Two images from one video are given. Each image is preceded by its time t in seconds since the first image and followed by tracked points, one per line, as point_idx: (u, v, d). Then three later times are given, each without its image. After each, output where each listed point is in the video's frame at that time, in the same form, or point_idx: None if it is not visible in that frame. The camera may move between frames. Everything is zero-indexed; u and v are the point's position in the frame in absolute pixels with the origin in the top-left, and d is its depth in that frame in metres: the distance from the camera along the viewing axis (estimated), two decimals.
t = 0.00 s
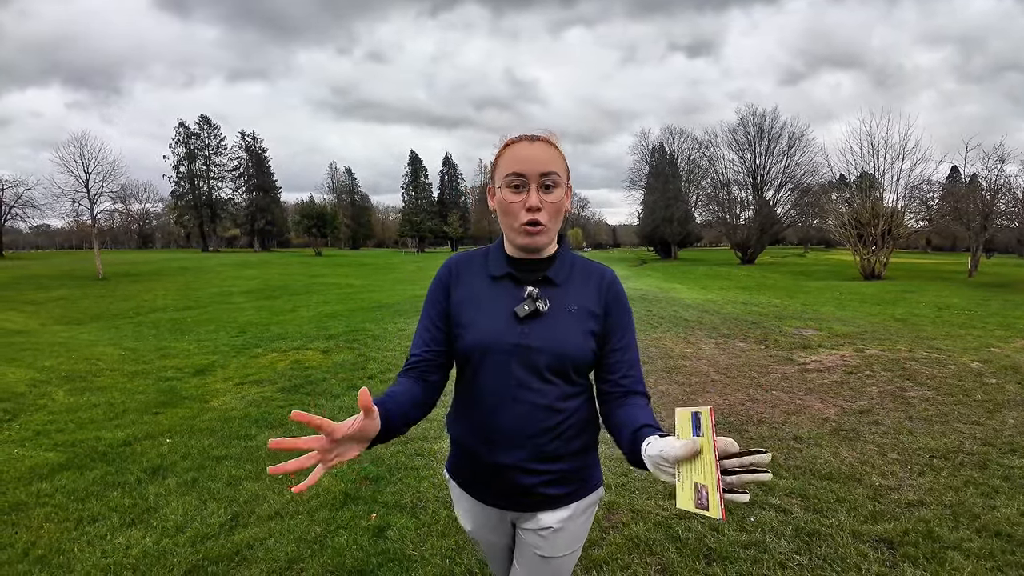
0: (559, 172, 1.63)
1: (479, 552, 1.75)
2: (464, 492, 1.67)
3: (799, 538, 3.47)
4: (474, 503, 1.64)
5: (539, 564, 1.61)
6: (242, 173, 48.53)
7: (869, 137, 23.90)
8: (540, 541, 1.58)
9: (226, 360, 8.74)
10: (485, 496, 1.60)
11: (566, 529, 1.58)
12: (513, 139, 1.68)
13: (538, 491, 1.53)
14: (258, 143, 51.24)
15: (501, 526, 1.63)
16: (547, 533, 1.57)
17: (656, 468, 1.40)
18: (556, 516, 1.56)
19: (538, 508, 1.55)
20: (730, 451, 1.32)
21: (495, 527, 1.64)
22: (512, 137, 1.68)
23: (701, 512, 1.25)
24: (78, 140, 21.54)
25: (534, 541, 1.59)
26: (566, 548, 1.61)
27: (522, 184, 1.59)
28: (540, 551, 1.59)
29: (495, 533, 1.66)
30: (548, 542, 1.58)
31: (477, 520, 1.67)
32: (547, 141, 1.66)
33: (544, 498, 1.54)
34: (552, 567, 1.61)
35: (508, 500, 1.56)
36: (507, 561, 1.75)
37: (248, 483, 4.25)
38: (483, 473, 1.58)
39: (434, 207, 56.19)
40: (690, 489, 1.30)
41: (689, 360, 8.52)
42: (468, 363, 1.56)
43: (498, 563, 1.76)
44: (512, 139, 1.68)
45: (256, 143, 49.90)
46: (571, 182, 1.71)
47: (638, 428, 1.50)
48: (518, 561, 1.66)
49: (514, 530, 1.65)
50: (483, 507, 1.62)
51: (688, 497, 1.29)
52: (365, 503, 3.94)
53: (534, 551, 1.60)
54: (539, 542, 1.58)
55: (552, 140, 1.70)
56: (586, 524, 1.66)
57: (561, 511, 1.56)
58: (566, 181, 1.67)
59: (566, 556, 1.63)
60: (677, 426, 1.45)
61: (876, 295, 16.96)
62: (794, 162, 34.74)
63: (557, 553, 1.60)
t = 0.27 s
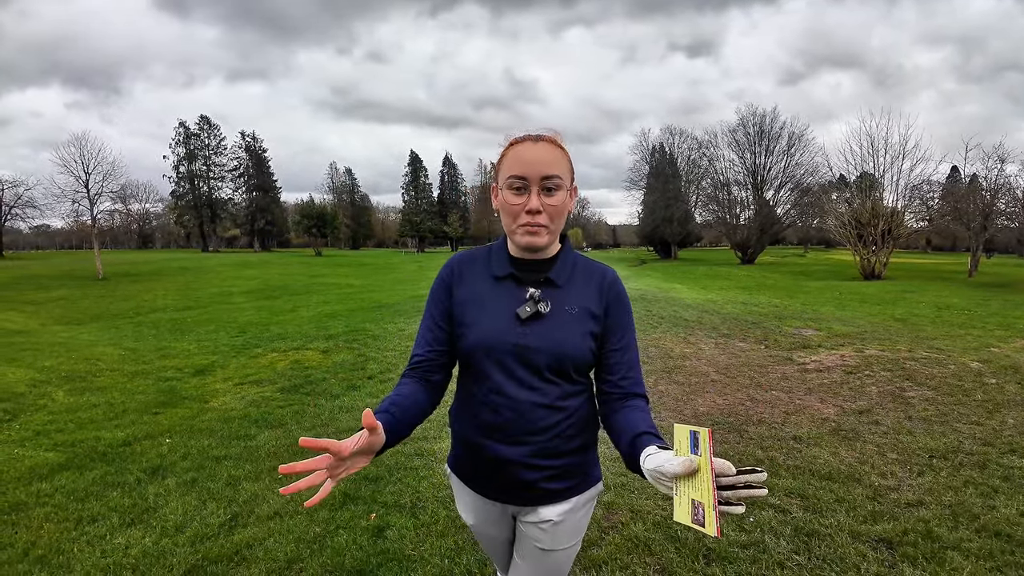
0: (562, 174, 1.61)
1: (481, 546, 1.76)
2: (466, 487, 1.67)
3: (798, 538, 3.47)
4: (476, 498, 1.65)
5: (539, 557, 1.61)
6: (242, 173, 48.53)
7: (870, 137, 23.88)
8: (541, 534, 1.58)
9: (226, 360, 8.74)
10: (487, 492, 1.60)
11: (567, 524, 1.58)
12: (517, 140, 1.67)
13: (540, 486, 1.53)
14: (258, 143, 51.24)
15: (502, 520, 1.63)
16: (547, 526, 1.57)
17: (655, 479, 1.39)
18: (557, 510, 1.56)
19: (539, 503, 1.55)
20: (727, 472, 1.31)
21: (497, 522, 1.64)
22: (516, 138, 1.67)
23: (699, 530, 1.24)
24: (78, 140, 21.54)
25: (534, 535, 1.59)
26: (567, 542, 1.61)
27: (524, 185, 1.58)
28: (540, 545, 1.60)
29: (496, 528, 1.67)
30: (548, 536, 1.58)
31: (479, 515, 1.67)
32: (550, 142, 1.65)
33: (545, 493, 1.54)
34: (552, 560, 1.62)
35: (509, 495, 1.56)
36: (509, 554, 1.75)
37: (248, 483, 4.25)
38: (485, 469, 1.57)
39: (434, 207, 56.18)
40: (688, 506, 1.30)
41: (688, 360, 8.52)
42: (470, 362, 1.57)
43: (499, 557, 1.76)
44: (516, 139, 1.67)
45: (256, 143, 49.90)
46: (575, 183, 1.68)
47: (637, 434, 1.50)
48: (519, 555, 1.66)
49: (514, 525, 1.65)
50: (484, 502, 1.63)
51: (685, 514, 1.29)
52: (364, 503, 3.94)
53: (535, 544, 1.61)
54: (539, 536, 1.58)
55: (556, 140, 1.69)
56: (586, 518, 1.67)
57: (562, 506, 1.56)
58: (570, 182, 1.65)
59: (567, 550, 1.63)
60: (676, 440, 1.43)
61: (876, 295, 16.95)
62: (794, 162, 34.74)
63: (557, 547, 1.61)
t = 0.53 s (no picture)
0: (566, 174, 1.60)
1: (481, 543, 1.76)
2: (467, 483, 1.67)
3: (799, 538, 3.47)
4: (476, 495, 1.65)
5: (538, 555, 1.61)
6: (242, 173, 48.55)
7: (870, 137, 23.87)
8: (540, 532, 1.58)
9: (226, 360, 8.75)
10: (487, 489, 1.60)
11: (565, 521, 1.58)
12: (523, 140, 1.67)
13: (539, 484, 1.53)
14: (258, 143, 51.26)
15: (501, 517, 1.63)
16: (546, 524, 1.57)
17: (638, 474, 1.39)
18: (555, 508, 1.56)
19: (538, 501, 1.55)
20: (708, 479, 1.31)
21: (497, 519, 1.64)
22: (522, 138, 1.67)
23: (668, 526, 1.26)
24: (78, 140, 21.55)
25: (533, 532, 1.59)
26: (565, 540, 1.61)
27: (528, 185, 1.57)
28: (539, 543, 1.59)
29: (496, 525, 1.67)
30: (547, 534, 1.58)
31: (479, 512, 1.67)
32: (556, 142, 1.65)
33: (545, 491, 1.54)
34: (551, 558, 1.61)
35: (509, 493, 1.56)
36: (509, 553, 1.74)
37: (248, 483, 4.25)
38: (486, 466, 1.57)
39: (434, 207, 56.18)
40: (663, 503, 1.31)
41: (689, 360, 8.52)
42: (473, 360, 1.57)
43: (499, 556, 1.76)
44: (522, 140, 1.67)
45: (256, 143, 49.92)
46: (579, 182, 1.68)
47: (630, 435, 1.47)
48: (518, 553, 1.66)
49: (514, 522, 1.65)
50: (484, 499, 1.63)
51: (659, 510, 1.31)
52: (365, 503, 3.94)
53: (534, 542, 1.60)
54: (538, 533, 1.58)
55: (561, 140, 1.69)
56: (584, 518, 1.66)
57: (561, 504, 1.56)
58: (574, 182, 1.64)
59: (565, 549, 1.63)
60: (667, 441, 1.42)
61: (876, 295, 16.94)
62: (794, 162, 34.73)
63: (555, 545, 1.60)
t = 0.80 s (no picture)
0: (565, 171, 1.61)
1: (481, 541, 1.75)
2: (467, 482, 1.66)
3: (799, 538, 3.47)
4: (477, 494, 1.64)
5: (538, 553, 1.61)
6: (242, 173, 48.53)
7: (870, 137, 23.86)
8: (540, 530, 1.58)
9: (226, 360, 8.75)
10: (488, 488, 1.59)
11: (566, 518, 1.59)
12: (524, 138, 1.68)
13: (541, 484, 1.53)
14: (258, 143, 51.26)
15: (502, 516, 1.63)
16: (546, 522, 1.57)
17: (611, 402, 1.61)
18: (556, 506, 1.56)
19: (540, 500, 1.55)
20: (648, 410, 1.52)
21: (497, 518, 1.64)
22: (523, 136, 1.68)
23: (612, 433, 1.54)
24: (78, 140, 21.54)
25: (534, 531, 1.59)
26: (566, 538, 1.62)
27: (528, 176, 1.57)
28: (539, 541, 1.59)
29: (497, 524, 1.66)
30: (548, 532, 1.58)
31: (479, 509, 1.66)
32: (557, 141, 1.67)
33: (546, 490, 1.54)
34: (551, 558, 1.61)
35: (510, 493, 1.56)
36: (509, 552, 1.74)
37: (249, 483, 4.25)
38: (486, 466, 1.57)
39: (434, 207, 56.19)
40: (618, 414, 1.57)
41: (689, 360, 8.52)
42: (473, 360, 1.54)
43: (500, 555, 1.76)
44: (523, 137, 1.68)
45: (256, 144, 49.89)
46: (578, 181, 1.69)
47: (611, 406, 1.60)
48: (519, 551, 1.66)
49: (515, 520, 1.65)
50: (485, 498, 1.62)
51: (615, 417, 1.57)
52: (365, 503, 3.94)
53: (534, 540, 1.60)
54: (539, 532, 1.59)
55: (562, 140, 1.70)
56: (584, 516, 1.67)
57: (561, 502, 1.57)
58: (573, 180, 1.65)
59: (566, 547, 1.63)
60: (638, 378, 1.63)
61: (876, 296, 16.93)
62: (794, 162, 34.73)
63: (555, 544, 1.61)
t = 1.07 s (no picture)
0: (560, 174, 1.60)
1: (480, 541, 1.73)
2: (469, 486, 1.62)
3: (800, 538, 3.47)
4: (479, 499, 1.61)
5: (541, 550, 1.62)
6: (242, 173, 48.52)
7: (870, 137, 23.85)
8: (545, 527, 1.59)
9: (226, 361, 8.75)
10: (491, 491, 1.57)
11: (568, 514, 1.61)
12: (517, 141, 1.66)
13: (547, 484, 1.54)
14: (259, 144, 51.26)
15: (505, 517, 1.62)
16: (550, 519, 1.58)
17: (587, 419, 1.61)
18: (560, 503, 1.58)
19: (545, 499, 1.56)
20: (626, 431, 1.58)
21: (500, 520, 1.63)
22: (515, 139, 1.66)
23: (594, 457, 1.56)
24: (78, 140, 21.51)
25: (538, 528, 1.60)
26: (569, 534, 1.64)
27: (522, 183, 1.54)
28: (543, 538, 1.60)
29: (499, 525, 1.65)
30: (552, 529, 1.59)
31: (482, 512, 1.64)
32: (550, 144, 1.65)
33: (552, 490, 1.55)
34: (554, 554, 1.63)
35: (516, 494, 1.55)
36: (509, 551, 1.74)
37: (249, 483, 4.26)
38: (491, 471, 1.54)
39: (434, 207, 56.20)
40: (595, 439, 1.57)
41: (689, 360, 8.52)
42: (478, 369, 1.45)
43: (500, 555, 1.75)
44: (515, 141, 1.66)
45: (256, 144, 49.89)
46: (571, 185, 1.68)
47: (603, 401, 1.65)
48: (521, 550, 1.66)
49: (517, 519, 1.64)
50: (488, 502, 1.59)
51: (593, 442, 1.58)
52: (366, 503, 3.95)
53: (538, 538, 1.61)
54: (542, 529, 1.60)
55: (554, 143, 1.69)
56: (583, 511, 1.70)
57: (565, 498, 1.59)
58: (567, 184, 1.64)
59: (568, 543, 1.65)
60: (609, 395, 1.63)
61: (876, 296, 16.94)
62: (794, 162, 34.75)
63: (559, 539, 1.62)
